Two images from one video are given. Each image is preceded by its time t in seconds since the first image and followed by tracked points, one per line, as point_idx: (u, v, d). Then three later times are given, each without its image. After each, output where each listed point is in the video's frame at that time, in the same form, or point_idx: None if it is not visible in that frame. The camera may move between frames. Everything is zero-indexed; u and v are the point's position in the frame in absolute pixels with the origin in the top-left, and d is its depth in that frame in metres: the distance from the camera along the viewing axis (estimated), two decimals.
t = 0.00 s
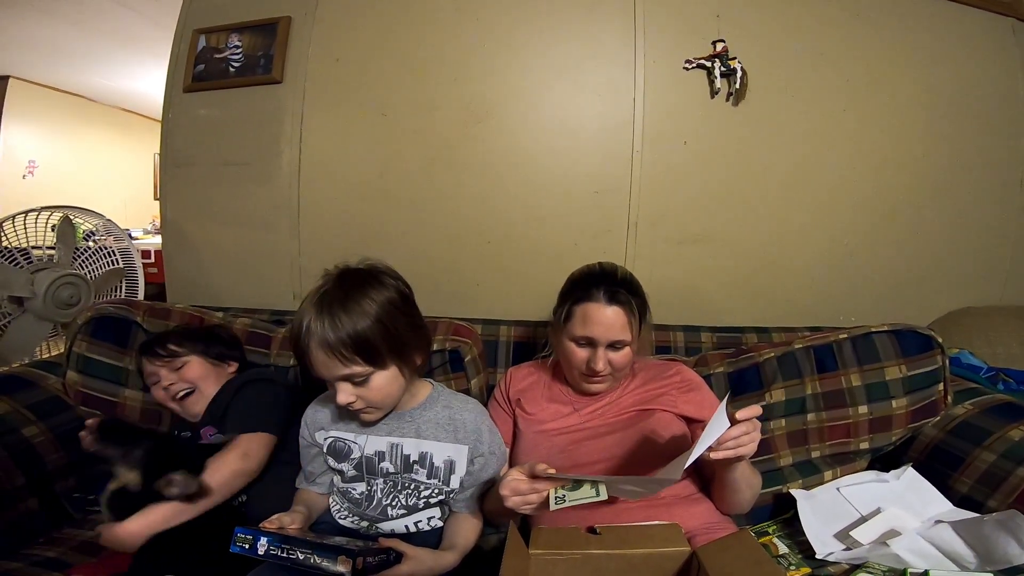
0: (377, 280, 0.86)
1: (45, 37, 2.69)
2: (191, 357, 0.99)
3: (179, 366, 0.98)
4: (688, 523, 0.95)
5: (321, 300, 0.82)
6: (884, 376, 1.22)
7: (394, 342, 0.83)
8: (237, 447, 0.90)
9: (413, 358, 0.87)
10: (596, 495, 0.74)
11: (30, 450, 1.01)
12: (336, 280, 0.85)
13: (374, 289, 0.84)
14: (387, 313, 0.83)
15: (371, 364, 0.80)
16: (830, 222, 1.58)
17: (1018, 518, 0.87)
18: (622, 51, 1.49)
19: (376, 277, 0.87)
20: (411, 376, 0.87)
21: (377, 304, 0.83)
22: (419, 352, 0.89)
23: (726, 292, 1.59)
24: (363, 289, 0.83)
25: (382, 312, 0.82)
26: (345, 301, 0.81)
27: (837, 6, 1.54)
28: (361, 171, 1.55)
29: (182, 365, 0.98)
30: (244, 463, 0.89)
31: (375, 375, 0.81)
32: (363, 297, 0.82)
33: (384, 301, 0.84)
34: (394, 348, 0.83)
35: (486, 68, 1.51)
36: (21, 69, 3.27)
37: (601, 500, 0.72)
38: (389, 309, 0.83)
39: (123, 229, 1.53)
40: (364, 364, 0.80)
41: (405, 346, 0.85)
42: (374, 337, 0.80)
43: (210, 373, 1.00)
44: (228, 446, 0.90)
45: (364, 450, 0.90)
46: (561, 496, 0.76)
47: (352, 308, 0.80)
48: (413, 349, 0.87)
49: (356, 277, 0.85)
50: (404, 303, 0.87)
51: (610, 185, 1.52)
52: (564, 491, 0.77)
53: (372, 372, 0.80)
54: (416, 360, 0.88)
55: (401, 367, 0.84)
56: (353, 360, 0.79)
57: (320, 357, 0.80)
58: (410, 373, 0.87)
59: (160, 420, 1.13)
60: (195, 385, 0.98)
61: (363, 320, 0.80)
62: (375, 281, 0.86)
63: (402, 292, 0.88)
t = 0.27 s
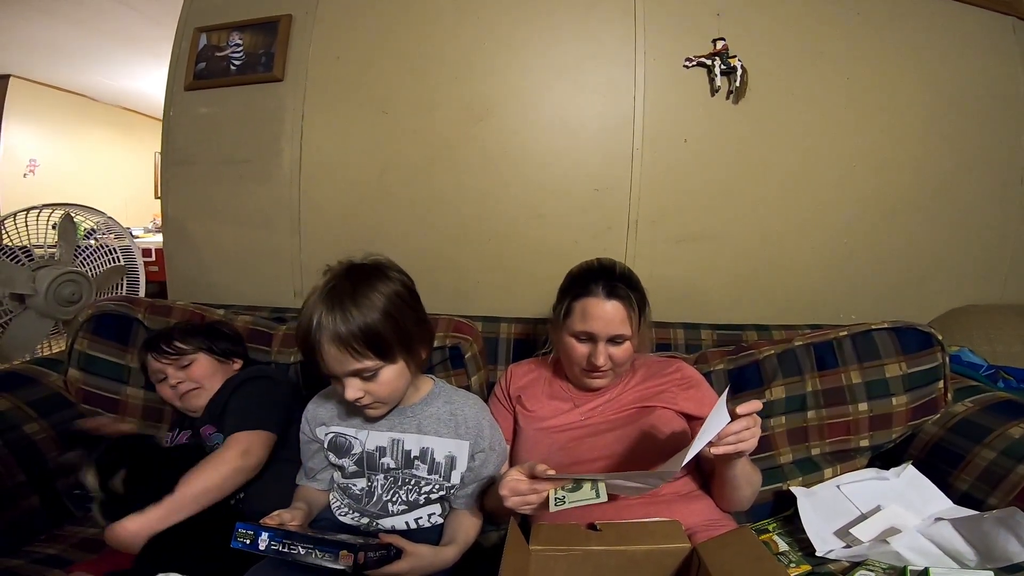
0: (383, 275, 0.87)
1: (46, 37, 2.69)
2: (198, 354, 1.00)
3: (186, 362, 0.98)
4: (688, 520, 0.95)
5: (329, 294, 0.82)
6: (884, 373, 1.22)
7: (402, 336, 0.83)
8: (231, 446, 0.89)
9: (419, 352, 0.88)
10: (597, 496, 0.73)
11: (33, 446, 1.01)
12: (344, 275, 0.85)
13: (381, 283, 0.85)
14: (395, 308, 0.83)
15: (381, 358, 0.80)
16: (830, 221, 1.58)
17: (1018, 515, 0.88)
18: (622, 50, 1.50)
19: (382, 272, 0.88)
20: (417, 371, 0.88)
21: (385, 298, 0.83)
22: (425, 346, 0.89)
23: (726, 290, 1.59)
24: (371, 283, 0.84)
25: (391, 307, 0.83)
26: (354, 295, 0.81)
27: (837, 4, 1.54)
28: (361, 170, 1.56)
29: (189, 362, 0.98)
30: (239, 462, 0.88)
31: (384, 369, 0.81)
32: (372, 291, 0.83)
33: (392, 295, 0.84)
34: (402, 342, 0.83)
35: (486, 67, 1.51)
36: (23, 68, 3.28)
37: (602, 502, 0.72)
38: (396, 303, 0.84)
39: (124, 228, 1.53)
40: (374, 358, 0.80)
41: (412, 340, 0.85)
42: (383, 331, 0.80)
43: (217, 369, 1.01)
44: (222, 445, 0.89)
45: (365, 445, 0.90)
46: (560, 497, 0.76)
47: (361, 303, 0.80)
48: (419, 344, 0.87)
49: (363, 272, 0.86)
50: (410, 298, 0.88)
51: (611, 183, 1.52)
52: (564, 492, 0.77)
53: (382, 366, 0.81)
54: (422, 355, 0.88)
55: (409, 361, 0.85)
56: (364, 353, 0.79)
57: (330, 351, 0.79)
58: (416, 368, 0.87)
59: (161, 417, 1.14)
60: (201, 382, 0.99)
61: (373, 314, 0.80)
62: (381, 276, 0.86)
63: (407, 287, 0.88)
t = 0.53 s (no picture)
0: (390, 275, 0.86)
1: (47, 37, 2.69)
2: (197, 357, 0.99)
3: (185, 366, 0.98)
4: (690, 522, 0.95)
5: (336, 295, 0.82)
6: (886, 375, 1.22)
7: (409, 338, 0.83)
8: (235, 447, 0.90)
9: (425, 354, 0.88)
10: (599, 501, 0.73)
11: (34, 447, 1.01)
12: (351, 275, 0.85)
13: (389, 284, 0.85)
14: (402, 309, 0.83)
15: (388, 359, 0.80)
16: (831, 221, 1.58)
17: (1019, 516, 0.87)
18: (624, 50, 1.49)
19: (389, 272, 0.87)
20: (422, 372, 0.88)
21: (393, 300, 0.83)
22: (431, 347, 0.89)
23: (728, 291, 1.59)
24: (379, 284, 0.84)
25: (398, 308, 0.83)
26: (361, 296, 0.81)
27: (839, 4, 1.54)
28: (362, 170, 1.55)
29: (188, 365, 0.98)
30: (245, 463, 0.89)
31: (390, 371, 0.81)
32: (379, 293, 0.82)
33: (399, 297, 0.84)
34: (409, 344, 0.83)
35: (487, 67, 1.51)
36: (24, 68, 3.28)
37: (603, 507, 0.72)
38: (403, 304, 0.84)
39: (125, 228, 1.53)
40: (381, 360, 0.80)
41: (418, 341, 0.85)
42: (391, 333, 0.80)
43: (216, 372, 1.01)
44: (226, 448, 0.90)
45: (367, 446, 0.90)
46: (562, 503, 0.76)
47: (369, 304, 0.80)
48: (424, 345, 0.87)
49: (370, 273, 0.85)
50: (417, 299, 0.88)
51: (612, 184, 1.52)
52: (565, 497, 0.77)
53: (388, 368, 0.81)
54: (427, 356, 0.89)
55: (415, 363, 0.85)
56: (371, 355, 0.79)
57: (337, 352, 0.79)
58: (421, 369, 0.87)
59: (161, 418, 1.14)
60: (201, 385, 0.99)
61: (381, 316, 0.80)
62: (389, 277, 0.86)
63: (415, 288, 0.88)
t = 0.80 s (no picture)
0: (394, 277, 0.86)
1: (48, 37, 2.69)
2: (197, 358, 0.99)
3: (185, 366, 0.98)
4: (690, 524, 0.95)
5: (340, 296, 0.81)
6: (887, 376, 1.22)
7: (411, 340, 0.83)
8: (231, 444, 0.89)
9: (427, 356, 0.88)
10: (598, 504, 0.73)
11: (34, 447, 1.01)
12: (355, 276, 0.85)
13: (392, 286, 0.84)
14: (405, 312, 0.83)
15: (389, 362, 0.80)
16: (833, 222, 1.57)
17: (1020, 519, 0.88)
18: (625, 51, 1.49)
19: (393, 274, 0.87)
20: (423, 374, 0.88)
21: (396, 302, 0.83)
22: (433, 350, 0.89)
23: (728, 292, 1.59)
24: (382, 286, 0.83)
25: (400, 311, 0.82)
26: (364, 298, 0.81)
27: (841, 5, 1.53)
28: (363, 170, 1.55)
29: (188, 366, 0.98)
30: (241, 459, 0.89)
31: (392, 374, 0.81)
32: (383, 295, 0.82)
33: (403, 299, 0.84)
34: (411, 346, 0.83)
35: (488, 68, 1.51)
36: (24, 68, 3.28)
37: (601, 509, 0.71)
38: (406, 306, 0.84)
39: (125, 228, 1.53)
40: (382, 362, 0.80)
41: (420, 344, 0.85)
42: (392, 335, 0.80)
43: (217, 373, 1.01)
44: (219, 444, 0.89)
45: (367, 448, 0.90)
46: (561, 505, 0.76)
47: (372, 306, 0.80)
48: (426, 348, 0.87)
49: (374, 274, 0.85)
50: (421, 301, 0.88)
51: (613, 184, 1.52)
52: (564, 500, 0.77)
53: (389, 371, 0.81)
54: (429, 359, 0.88)
55: (416, 366, 0.85)
56: (373, 358, 0.79)
57: (338, 353, 0.79)
58: (423, 372, 0.87)
59: (161, 418, 1.14)
60: (201, 385, 0.99)
61: (383, 319, 0.80)
62: (392, 278, 0.86)
63: (419, 291, 0.88)
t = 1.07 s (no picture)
0: (395, 283, 0.85)
1: (50, 36, 2.70)
2: (202, 354, 1.00)
3: (189, 362, 0.98)
4: (689, 525, 0.95)
5: (335, 295, 0.82)
6: (887, 378, 1.22)
7: (397, 348, 0.81)
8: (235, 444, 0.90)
9: (416, 366, 0.86)
10: (596, 512, 0.74)
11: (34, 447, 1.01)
12: (356, 278, 0.84)
13: (388, 292, 0.83)
14: (395, 320, 0.81)
15: (368, 366, 0.79)
16: (833, 223, 1.57)
17: (1018, 520, 0.88)
18: (626, 52, 1.49)
19: (394, 280, 0.86)
20: (409, 384, 0.86)
21: (387, 309, 0.81)
22: (424, 361, 0.87)
23: (729, 293, 1.59)
24: (379, 290, 0.82)
25: (390, 317, 0.81)
26: (357, 300, 0.80)
27: (841, 6, 1.53)
28: (363, 170, 1.55)
29: (192, 362, 0.98)
30: (247, 457, 0.90)
31: (370, 377, 0.80)
32: (376, 299, 0.81)
33: (396, 306, 0.82)
34: (395, 354, 0.81)
35: (489, 68, 1.51)
36: (26, 68, 3.29)
37: (601, 518, 0.72)
38: (397, 315, 0.82)
39: (126, 228, 1.53)
40: (361, 365, 0.79)
41: (408, 354, 0.83)
42: (376, 341, 0.79)
43: (219, 371, 1.01)
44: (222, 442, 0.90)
45: (368, 449, 0.90)
46: (561, 513, 0.76)
47: (361, 309, 0.79)
48: (416, 358, 0.85)
49: (376, 277, 0.84)
50: (418, 310, 0.86)
51: (614, 185, 1.52)
52: (564, 507, 0.78)
53: (368, 374, 0.80)
54: (418, 370, 0.86)
55: (400, 375, 0.83)
56: (351, 358, 0.79)
57: (321, 349, 0.80)
58: (409, 381, 0.85)
59: (161, 418, 1.14)
60: (202, 382, 0.98)
61: (369, 323, 0.79)
62: (393, 285, 0.84)
63: (418, 299, 0.86)
